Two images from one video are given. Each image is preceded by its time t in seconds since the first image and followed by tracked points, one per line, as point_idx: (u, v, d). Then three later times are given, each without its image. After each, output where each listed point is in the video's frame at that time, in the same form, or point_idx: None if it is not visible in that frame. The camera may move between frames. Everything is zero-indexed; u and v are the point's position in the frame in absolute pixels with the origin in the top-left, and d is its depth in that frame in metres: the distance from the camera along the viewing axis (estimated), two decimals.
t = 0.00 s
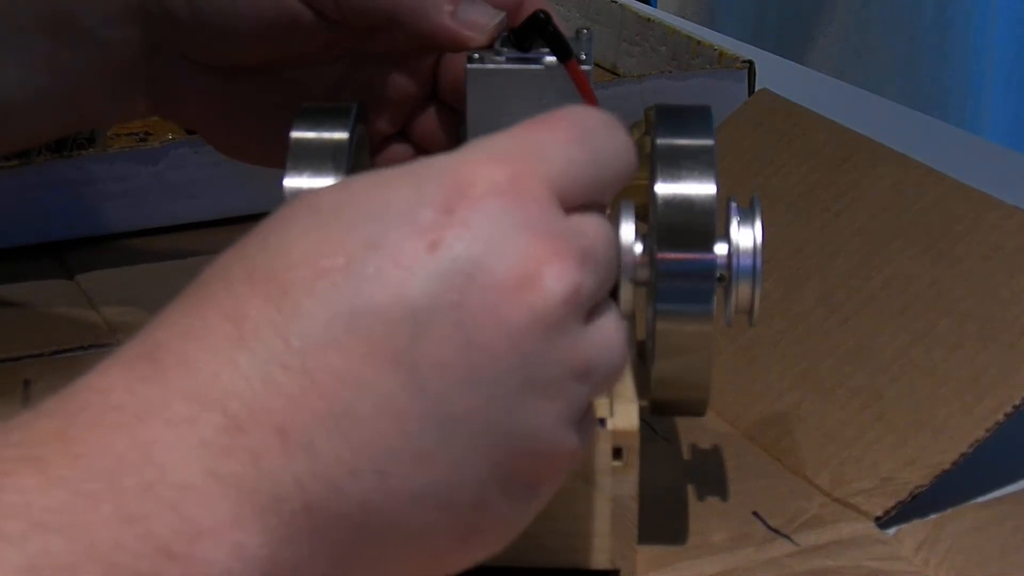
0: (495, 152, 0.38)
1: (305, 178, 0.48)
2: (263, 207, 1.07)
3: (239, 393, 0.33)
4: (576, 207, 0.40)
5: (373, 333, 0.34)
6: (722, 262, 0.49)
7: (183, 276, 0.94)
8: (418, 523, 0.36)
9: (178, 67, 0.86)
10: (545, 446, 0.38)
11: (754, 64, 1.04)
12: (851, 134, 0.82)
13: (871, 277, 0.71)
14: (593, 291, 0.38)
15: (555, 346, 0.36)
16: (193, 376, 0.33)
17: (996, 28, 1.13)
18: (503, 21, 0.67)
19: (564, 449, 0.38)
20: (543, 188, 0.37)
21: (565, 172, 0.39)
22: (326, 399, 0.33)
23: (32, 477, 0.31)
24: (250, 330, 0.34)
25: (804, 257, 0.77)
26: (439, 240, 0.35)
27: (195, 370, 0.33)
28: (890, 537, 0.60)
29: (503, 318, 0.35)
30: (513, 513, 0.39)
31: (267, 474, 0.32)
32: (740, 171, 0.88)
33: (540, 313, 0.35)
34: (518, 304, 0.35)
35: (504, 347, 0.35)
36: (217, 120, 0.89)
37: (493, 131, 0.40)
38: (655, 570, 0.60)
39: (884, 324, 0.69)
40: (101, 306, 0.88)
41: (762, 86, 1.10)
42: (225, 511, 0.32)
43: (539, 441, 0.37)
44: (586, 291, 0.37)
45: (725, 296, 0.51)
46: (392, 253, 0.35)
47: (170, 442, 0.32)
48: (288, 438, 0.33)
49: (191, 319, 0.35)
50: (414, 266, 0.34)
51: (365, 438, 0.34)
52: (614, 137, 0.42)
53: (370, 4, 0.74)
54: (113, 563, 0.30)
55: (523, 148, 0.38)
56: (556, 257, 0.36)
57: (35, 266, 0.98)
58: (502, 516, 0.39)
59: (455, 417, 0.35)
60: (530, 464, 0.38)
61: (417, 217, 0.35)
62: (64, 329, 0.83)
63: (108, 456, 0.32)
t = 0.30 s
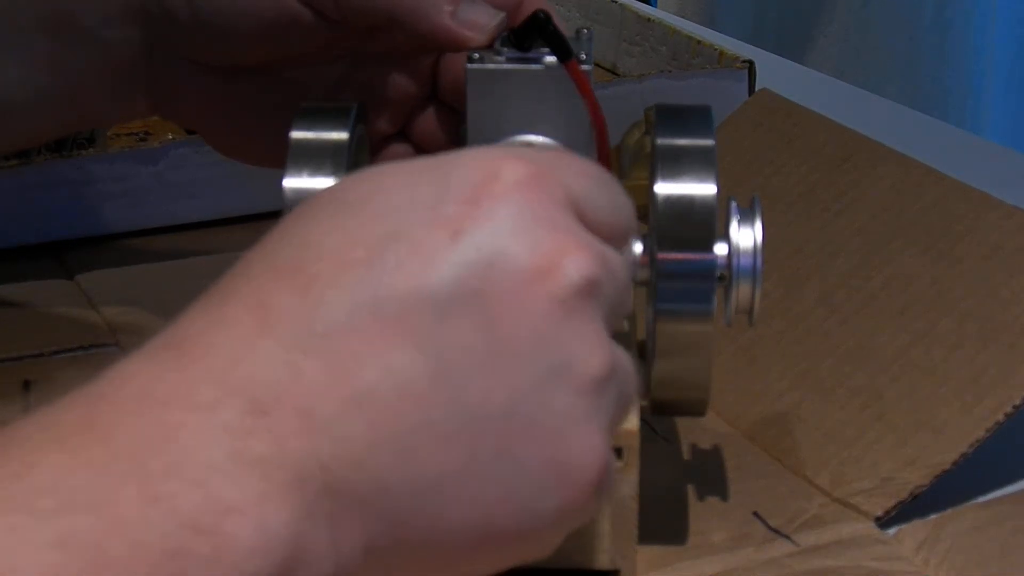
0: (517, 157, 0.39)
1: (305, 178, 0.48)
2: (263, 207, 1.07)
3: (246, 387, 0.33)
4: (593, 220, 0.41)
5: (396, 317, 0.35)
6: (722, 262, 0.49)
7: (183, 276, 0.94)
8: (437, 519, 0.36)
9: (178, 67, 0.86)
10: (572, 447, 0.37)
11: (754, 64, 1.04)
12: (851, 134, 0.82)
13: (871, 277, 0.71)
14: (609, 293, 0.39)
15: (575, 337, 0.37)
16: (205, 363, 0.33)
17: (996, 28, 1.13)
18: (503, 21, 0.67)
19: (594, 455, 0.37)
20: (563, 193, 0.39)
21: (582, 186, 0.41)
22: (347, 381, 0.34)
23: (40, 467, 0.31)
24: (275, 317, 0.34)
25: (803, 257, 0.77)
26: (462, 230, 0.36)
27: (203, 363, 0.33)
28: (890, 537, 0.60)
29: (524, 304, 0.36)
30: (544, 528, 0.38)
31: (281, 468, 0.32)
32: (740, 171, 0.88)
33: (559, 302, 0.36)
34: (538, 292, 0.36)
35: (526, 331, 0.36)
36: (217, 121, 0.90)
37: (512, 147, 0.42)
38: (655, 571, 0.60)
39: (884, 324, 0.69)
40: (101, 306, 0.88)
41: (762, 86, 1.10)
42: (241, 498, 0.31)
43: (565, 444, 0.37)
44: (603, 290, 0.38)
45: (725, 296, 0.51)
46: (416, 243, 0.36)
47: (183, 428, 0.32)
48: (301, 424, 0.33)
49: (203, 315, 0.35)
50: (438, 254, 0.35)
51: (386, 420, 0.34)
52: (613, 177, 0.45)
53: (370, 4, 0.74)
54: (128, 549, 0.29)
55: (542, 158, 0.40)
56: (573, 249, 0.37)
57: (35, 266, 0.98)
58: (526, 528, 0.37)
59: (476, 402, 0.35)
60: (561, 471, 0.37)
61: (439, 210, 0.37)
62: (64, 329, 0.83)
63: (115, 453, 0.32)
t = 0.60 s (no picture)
0: (551, 178, 0.36)
1: (305, 178, 0.48)
2: (263, 207, 1.07)
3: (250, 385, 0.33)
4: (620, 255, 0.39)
5: (417, 338, 0.32)
6: (722, 262, 0.49)
7: (184, 276, 0.94)
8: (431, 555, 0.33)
9: (178, 67, 0.86)
10: (584, 499, 0.33)
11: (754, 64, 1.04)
12: (851, 134, 0.82)
13: (871, 277, 0.71)
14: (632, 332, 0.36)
15: (599, 376, 0.34)
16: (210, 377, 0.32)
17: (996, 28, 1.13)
18: (502, 21, 0.67)
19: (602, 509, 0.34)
20: (595, 223, 0.36)
21: (611, 220, 0.38)
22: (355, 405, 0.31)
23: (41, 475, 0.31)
24: (293, 329, 0.32)
25: (804, 257, 0.77)
26: (492, 249, 0.33)
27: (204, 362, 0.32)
28: (890, 537, 0.60)
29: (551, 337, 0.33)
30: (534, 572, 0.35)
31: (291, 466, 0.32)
32: (740, 171, 0.88)
33: (584, 337, 0.33)
34: (562, 324, 0.33)
35: (552, 365, 0.33)
36: (218, 120, 0.90)
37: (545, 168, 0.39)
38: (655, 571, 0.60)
39: (884, 324, 0.69)
40: (102, 306, 0.88)
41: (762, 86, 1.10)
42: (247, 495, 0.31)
43: (574, 493, 0.33)
44: (627, 328, 0.36)
45: (725, 297, 0.51)
46: (441, 259, 0.33)
47: (191, 431, 0.31)
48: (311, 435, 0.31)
49: (218, 310, 0.34)
50: (465, 274, 0.33)
51: (396, 444, 0.32)
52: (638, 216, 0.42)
53: (370, 3, 0.74)
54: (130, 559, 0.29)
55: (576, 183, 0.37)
56: (604, 282, 0.34)
57: (35, 266, 0.98)
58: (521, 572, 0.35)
59: (491, 434, 0.32)
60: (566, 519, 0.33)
61: (467, 225, 0.34)
62: (64, 329, 0.83)
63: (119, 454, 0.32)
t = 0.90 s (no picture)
0: (493, 230, 0.37)
1: (305, 179, 0.48)
2: (262, 207, 1.07)
3: (249, 387, 0.33)
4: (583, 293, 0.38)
5: (353, 413, 0.33)
6: (722, 262, 0.49)
7: (183, 277, 0.94)
8: None
9: (178, 67, 0.86)
10: (550, 542, 0.35)
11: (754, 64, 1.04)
12: (850, 134, 0.82)
13: (872, 278, 0.71)
14: (593, 376, 0.36)
15: (546, 432, 0.34)
16: (161, 459, 0.32)
17: (996, 28, 1.13)
18: (502, 20, 0.67)
19: (570, 544, 0.35)
20: (539, 272, 0.36)
21: (567, 259, 0.38)
22: (308, 479, 0.32)
23: (42, 500, 0.32)
24: (235, 414, 0.33)
25: (804, 257, 0.77)
26: (425, 321, 0.34)
27: (193, 393, 0.34)
28: (889, 538, 0.60)
29: (488, 403, 0.33)
30: None
31: (283, 475, 0.32)
32: (741, 171, 0.88)
33: (527, 397, 0.34)
34: (502, 387, 0.34)
35: (491, 432, 0.33)
36: (219, 120, 0.90)
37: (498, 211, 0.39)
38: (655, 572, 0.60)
39: (885, 324, 0.69)
40: (102, 306, 0.88)
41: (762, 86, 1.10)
42: (241, 514, 0.32)
43: (536, 541, 0.35)
44: (584, 375, 0.35)
45: (725, 297, 0.51)
46: (377, 333, 0.34)
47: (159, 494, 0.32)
48: (304, 467, 0.32)
49: (201, 358, 0.36)
50: (399, 348, 0.33)
51: (344, 522, 0.32)
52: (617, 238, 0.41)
53: (370, 3, 0.74)
54: None
55: (523, 228, 0.37)
56: (545, 341, 0.35)
57: (34, 266, 0.98)
58: None
59: (442, 502, 0.33)
60: (531, 561, 0.35)
61: (405, 297, 0.34)
62: (65, 328, 0.83)
63: (124, 464, 0.33)
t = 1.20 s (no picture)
0: (479, 234, 0.37)
1: (305, 179, 0.48)
2: (261, 208, 1.07)
3: (245, 393, 0.33)
4: (572, 293, 0.39)
5: (345, 420, 0.33)
6: (722, 262, 0.49)
7: (181, 278, 0.94)
8: None
9: (178, 66, 0.86)
10: (546, 544, 0.35)
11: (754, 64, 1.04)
12: (850, 133, 0.82)
13: (871, 278, 0.71)
14: (585, 374, 0.36)
15: (538, 431, 0.34)
16: (157, 470, 0.32)
17: (996, 28, 1.13)
18: (502, 20, 0.67)
19: (568, 544, 0.35)
20: (526, 273, 0.36)
21: (553, 259, 0.38)
22: (303, 487, 0.32)
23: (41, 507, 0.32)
24: (230, 424, 0.33)
25: (804, 257, 0.77)
26: (413, 326, 0.34)
27: (187, 406, 0.34)
28: (889, 538, 0.60)
29: (478, 405, 0.33)
30: None
31: (283, 479, 0.32)
32: (741, 171, 0.88)
33: (516, 398, 0.34)
34: (491, 389, 0.34)
35: (482, 434, 0.33)
36: (218, 120, 0.90)
37: (484, 216, 0.39)
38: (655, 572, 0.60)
39: (885, 324, 0.69)
40: (102, 306, 0.88)
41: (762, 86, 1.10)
42: (237, 525, 0.31)
43: (533, 544, 0.34)
44: (575, 373, 0.35)
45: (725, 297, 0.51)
46: (366, 340, 0.34)
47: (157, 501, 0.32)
48: (302, 474, 0.32)
49: (199, 368, 0.35)
50: (388, 354, 0.33)
51: (340, 529, 0.32)
52: (604, 238, 0.41)
53: (370, 3, 0.74)
54: None
55: (508, 231, 0.37)
56: (534, 340, 0.35)
57: (34, 266, 0.98)
58: None
59: (436, 508, 0.33)
60: (529, 565, 0.35)
61: (392, 303, 0.35)
62: (65, 328, 0.83)
63: (124, 473, 0.33)
